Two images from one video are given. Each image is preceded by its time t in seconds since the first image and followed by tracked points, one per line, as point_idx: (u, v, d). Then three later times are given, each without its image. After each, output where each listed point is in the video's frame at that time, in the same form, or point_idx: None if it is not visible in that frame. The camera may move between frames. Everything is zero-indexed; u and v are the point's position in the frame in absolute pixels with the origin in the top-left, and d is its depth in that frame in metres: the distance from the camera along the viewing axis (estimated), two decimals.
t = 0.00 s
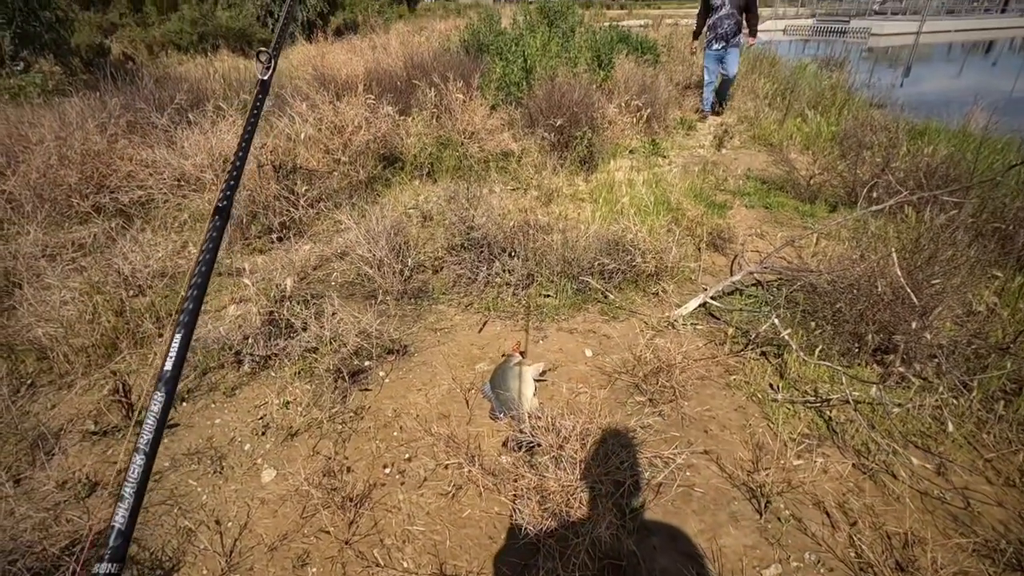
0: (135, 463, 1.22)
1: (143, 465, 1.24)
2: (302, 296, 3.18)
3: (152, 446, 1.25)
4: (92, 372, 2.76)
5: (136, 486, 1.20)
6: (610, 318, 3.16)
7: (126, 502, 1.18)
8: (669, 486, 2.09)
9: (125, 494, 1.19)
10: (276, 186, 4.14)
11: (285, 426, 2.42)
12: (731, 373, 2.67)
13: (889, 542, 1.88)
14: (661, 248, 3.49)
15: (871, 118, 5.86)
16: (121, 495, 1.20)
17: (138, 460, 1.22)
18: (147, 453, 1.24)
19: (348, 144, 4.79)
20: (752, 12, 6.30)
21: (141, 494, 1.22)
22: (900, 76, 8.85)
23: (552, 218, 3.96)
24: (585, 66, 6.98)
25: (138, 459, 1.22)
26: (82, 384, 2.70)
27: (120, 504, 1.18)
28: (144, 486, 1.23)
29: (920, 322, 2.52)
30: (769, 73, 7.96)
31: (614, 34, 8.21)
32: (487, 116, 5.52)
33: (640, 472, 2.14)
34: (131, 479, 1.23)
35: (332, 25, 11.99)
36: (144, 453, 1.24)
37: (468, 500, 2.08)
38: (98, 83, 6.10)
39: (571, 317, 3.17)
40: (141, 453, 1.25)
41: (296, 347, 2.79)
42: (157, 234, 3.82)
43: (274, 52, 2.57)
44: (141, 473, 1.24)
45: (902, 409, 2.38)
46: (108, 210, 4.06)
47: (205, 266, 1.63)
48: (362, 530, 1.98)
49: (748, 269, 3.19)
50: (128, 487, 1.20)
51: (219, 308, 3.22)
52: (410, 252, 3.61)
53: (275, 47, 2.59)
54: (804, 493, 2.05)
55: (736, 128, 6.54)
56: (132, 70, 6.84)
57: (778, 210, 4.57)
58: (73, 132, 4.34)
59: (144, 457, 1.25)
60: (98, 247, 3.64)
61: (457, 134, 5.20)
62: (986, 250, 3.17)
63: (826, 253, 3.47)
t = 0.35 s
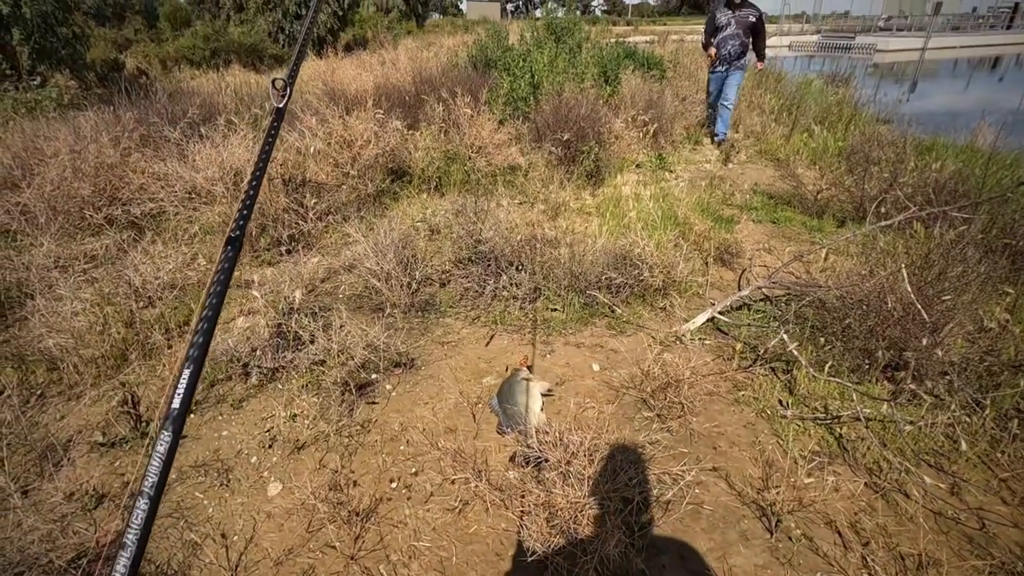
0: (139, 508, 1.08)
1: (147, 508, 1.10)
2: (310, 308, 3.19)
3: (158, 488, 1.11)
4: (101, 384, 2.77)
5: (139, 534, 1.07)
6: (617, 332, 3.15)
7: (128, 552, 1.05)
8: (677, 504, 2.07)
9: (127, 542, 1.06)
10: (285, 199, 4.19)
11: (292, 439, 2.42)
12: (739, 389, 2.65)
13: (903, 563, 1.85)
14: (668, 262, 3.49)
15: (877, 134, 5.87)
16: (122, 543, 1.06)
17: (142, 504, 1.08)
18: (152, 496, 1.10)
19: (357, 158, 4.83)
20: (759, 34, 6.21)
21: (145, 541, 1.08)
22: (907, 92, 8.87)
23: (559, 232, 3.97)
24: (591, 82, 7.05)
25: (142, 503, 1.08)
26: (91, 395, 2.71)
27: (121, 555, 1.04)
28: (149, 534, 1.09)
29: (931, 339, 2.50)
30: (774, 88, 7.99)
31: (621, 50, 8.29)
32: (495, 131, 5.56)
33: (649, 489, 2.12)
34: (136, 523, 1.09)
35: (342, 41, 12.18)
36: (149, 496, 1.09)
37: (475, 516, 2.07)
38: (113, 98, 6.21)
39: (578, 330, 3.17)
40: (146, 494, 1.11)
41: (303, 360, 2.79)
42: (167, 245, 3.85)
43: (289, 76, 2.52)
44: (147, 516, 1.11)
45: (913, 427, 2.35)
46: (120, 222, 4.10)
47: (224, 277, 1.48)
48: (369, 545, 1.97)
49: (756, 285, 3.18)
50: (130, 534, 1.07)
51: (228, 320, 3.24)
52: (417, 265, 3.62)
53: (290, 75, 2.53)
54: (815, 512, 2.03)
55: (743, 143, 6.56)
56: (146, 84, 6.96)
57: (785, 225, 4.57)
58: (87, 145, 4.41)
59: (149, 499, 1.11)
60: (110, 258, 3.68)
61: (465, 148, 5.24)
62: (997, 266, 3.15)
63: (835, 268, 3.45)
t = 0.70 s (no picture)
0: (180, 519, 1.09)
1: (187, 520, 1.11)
2: (316, 317, 3.23)
3: (197, 499, 1.12)
4: (110, 391, 2.81)
5: (180, 545, 1.06)
6: (620, 342, 3.18)
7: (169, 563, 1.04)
8: (680, 512, 2.09)
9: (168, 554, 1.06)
10: (292, 209, 4.25)
11: (298, 446, 2.44)
12: (741, 399, 2.67)
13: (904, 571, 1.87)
14: (671, 273, 3.53)
15: (877, 146, 5.93)
16: (163, 555, 1.06)
17: (183, 516, 1.08)
18: (192, 508, 1.11)
19: (362, 170, 4.90)
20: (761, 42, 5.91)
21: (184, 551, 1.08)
22: (907, 105, 8.95)
23: (562, 242, 4.01)
24: (593, 94, 7.13)
25: (183, 515, 1.09)
26: (100, 403, 2.74)
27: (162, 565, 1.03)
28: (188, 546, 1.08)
29: (931, 349, 2.52)
30: (775, 101, 8.07)
31: (623, 63, 8.40)
32: (498, 143, 5.63)
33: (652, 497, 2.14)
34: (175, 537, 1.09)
35: (347, 53, 12.34)
36: (189, 508, 1.11)
37: (480, 523, 2.09)
38: (122, 109, 6.31)
39: (581, 340, 3.20)
40: (185, 508, 1.11)
41: (310, 369, 2.83)
42: (175, 255, 3.90)
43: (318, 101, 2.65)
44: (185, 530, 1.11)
45: (915, 437, 2.36)
46: (130, 232, 4.16)
47: (254, 302, 1.54)
48: (375, 551, 1.99)
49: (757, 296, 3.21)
50: (171, 545, 1.07)
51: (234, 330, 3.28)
52: (422, 275, 3.66)
53: (318, 100, 2.66)
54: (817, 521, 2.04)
55: (744, 155, 6.62)
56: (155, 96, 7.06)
57: (786, 236, 4.61)
58: (97, 156, 4.48)
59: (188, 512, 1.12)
60: (119, 267, 3.72)
61: (469, 159, 5.30)
62: (997, 277, 3.18)
63: (836, 279, 3.49)
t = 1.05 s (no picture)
0: (156, 531, 1.09)
1: (164, 531, 1.11)
2: (312, 330, 3.22)
3: (173, 513, 1.12)
4: (103, 405, 2.79)
5: (155, 555, 1.06)
6: (617, 355, 3.17)
7: None
8: (678, 527, 2.07)
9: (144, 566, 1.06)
10: (289, 222, 4.26)
11: (292, 461, 2.42)
12: (739, 412, 2.66)
13: None
14: (667, 286, 3.54)
15: (871, 161, 5.99)
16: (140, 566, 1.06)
17: (158, 528, 1.08)
18: (168, 520, 1.10)
19: (360, 183, 4.93)
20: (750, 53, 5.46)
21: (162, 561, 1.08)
22: (900, 120, 9.05)
23: (559, 255, 4.02)
24: (590, 110, 7.20)
25: (159, 526, 1.09)
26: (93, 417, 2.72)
27: None
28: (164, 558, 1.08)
29: (928, 362, 2.52)
30: (770, 117, 8.16)
31: (619, 79, 8.49)
32: (495, 157, 5.67)
33: (650, 512, 2.11)
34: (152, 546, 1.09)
35: (346, 68, 12.45)
36: (165, 520, 1.10)
37: (475, 539, 2.06)
38: (121, 123, 6.34)
39: (578, 353, 3.19)
40: (162, 518, 1.12)
41: (305, 382, 2.81)
42: (171, 267, 3.89)
43: (301, 116, 2.67)
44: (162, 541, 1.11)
45: (913, 450, 2.36)
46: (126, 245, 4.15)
47: (237, 308, 1.52)
48: (369, 568, 1.96)
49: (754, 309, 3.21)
50: (147, 556, 1.07)
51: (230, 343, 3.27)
52: (419, 287, 3.65)
53: (301, 117, 2.65)
54: (816, 536, 2.03)
55: (739, 170, 6.68)
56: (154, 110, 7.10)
57: (782, 249, 4.63)
58: (95, 170, 4.49)
59: (165, 524, 1.12)
60: (114, 279, 3.71)
61: (466, 173, 5.33)
62: (992, 290, 3.19)
63: (832, 292, 3.49)
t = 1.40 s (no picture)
0: (147, 561, 1.03)
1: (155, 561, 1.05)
2: (308, 341, 3.18)
3: (166, 540, 1.06)
4: (93, 418, 2.74)
5: None
6: (616, 367, 3.14)
7: None
8: (679, 543, 2.03)
9: None
10: (286, 233, 4.23)
11: (286, 475, 2.37)
12: (740, 425, 2.62)
13: None
14: (666, 297, 3.51)
15: (869, 171, 6.00)
16: None
17: (149, 557, 1.01)
18: (160, 549, 1.04)
19: (357, 193, 4.91)
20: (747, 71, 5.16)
21: None
22: (897, 131, 9.09)
23: (557, 266, 3.99)
24: (588, 120, 7.22)
25: (150, 555, 1.03)
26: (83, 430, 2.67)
27: None
28: None
29: (930, 374, 2.50)
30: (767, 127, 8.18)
31: (617, 90, 8.53)
32: (494, 167, 5.67)
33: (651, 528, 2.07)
34: None
35: (345, 78, 12.50)
36: (157, 547, 1.05)
37: (472, 556, 2.01)
38: (119, 133, 6.32)
39: (577, 365, 3.16)
40: (154, 547, 1.06)
41: (300, 395, 2.77)
42: (166, 278, 3.86)
43: (301, 126, 2.68)
44: (153, 570, 1.04)
45: (916, 464, 2.32)
46: (121, 255, 4.12)
47: (234, 325, 1.50)
48: None
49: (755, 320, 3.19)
50: None
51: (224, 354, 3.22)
52: (416, 298, 3.62)
53: (301, 133, 2.64)
54: (820, 553, 1.99)
55: (737, 180, 6.69)
56: (153, 120, 7.10)
57: (782, 259, 4.61)
58: (91, 179, 4.47)
59: (157, 552, 1.06)
60: (108, 290, 3.67)
61: (464, 184, 5.33)
62: (993, 301, 3.17)
63: (832, 302, 3.47)
